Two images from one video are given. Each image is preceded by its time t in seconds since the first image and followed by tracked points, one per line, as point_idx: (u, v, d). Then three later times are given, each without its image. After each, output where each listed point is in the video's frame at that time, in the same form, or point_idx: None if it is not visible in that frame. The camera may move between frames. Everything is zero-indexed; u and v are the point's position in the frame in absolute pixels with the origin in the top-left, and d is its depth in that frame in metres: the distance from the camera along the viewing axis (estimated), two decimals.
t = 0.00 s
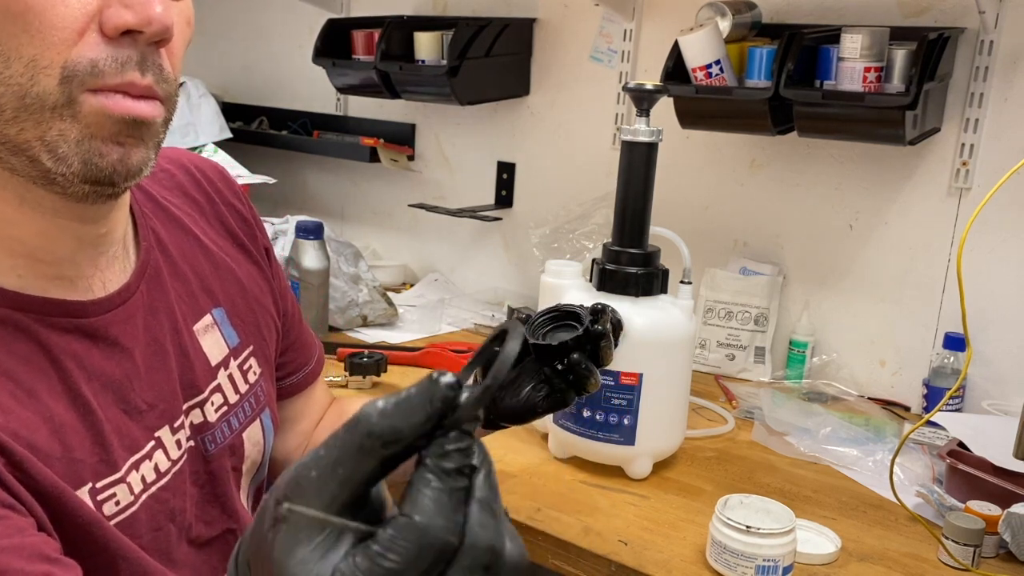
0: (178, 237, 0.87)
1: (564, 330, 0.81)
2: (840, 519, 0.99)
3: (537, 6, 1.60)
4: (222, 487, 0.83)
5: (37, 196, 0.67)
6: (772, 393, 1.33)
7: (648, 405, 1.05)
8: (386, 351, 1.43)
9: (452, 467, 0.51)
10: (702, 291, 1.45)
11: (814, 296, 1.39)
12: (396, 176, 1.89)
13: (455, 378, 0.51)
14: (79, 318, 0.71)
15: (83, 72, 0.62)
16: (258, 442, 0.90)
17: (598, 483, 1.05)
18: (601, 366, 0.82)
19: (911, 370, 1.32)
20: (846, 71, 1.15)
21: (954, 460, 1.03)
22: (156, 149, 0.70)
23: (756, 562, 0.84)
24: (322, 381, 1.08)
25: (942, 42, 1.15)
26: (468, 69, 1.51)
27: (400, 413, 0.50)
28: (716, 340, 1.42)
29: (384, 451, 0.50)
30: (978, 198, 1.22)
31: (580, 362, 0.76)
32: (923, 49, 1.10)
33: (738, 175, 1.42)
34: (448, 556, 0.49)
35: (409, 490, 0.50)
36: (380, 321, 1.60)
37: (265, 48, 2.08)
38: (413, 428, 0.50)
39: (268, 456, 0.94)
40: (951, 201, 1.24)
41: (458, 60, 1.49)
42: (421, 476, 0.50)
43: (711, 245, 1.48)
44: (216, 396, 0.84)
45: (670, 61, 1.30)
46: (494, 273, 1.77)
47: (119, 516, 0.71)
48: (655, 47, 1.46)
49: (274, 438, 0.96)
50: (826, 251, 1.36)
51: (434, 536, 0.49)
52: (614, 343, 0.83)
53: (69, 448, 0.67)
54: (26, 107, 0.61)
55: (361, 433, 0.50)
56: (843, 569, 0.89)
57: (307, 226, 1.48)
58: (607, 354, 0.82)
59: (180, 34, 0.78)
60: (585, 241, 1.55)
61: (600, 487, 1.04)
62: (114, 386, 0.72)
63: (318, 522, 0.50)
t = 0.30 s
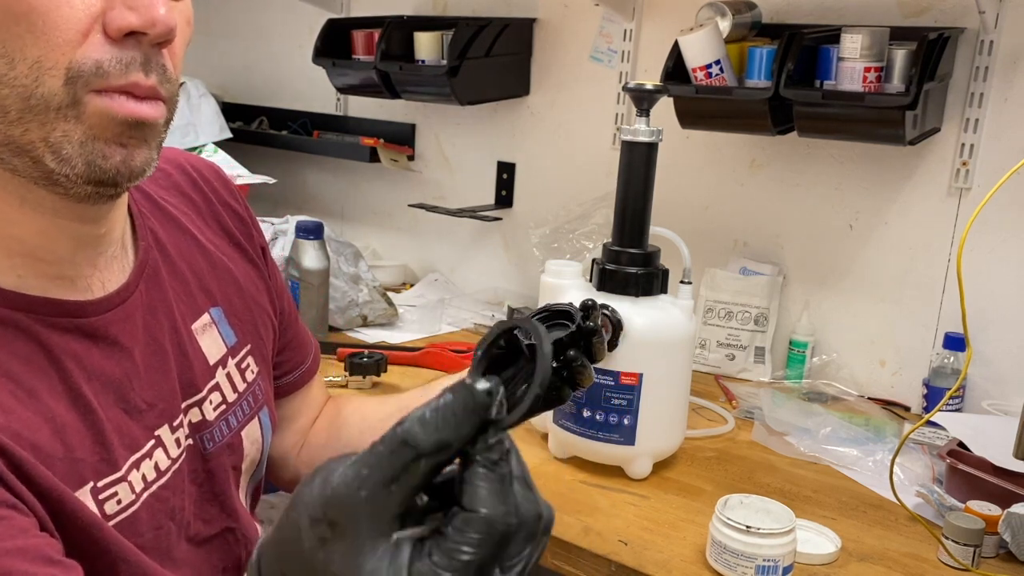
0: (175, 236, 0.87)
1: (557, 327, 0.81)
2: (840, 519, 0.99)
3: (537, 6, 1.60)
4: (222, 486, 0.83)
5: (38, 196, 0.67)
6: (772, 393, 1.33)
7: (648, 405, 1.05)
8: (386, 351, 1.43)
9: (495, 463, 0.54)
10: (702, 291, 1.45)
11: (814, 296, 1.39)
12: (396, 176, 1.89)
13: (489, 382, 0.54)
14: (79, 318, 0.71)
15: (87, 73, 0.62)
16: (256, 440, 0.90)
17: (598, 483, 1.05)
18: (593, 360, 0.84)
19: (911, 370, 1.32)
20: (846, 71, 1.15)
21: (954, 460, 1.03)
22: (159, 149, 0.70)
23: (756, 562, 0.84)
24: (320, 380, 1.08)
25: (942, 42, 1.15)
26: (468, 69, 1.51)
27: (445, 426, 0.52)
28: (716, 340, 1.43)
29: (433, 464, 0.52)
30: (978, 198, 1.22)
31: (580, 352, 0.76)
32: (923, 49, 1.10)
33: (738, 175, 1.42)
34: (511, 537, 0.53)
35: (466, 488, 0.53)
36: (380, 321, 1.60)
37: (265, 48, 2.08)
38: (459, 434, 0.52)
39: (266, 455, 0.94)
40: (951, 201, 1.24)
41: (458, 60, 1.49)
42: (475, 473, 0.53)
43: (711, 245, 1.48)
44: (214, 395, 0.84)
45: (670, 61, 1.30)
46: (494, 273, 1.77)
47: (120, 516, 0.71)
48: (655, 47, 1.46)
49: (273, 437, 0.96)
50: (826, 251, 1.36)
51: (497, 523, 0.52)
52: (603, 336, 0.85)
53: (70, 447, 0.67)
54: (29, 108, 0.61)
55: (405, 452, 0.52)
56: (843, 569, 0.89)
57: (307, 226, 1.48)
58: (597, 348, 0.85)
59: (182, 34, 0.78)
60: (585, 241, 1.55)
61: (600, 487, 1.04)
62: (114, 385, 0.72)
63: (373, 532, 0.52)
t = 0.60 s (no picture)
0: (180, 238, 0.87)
1: (562, 331, 0.81)
2: (840, 519, 0.99)
3: (537, 6, 1.60)
4: (225, 489, 0.83)
5: (41, 201, 0.67)
6: (772, 393, 1.33)
7: (648, 405, 1.05)
8: (386, 351, 1.43)
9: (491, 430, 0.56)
10: (702, 291, 1.45)
11: (814, 296, 1.39)
12: (396, 175, 1.89)
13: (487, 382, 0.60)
14: (83, 323, 0.70)
15: (91, 75, 0.62)
16: (259, 442, 0.90)
17: (598, 483, 1.05)
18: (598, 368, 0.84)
19: (911, 370, 1.32)
20: (846, 71, 1.15)
21: (954, 460, 1.03)
22: (161, 152, 0.70)
23: (756, 562, 0.84)
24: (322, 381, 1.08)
25: (942, 42, 1.15)
26: (468, 69, 1.51)
27: (438, 399, 0.59)
28: (716, 340, 1.43)
29: (421, 432, 0.58)
30: (978, 198, 1.22)
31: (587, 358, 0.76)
32: (923, 49, 1.10)
33: (738, 175, 1.42)
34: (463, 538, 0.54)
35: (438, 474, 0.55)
36: (380, 321, 1.60)
37: (265, 47, 2.08)
38: (447, 414, 0.58)
39: (269, 456, 0.94)
40: (951, 201, 1.24)
41: (458, 60, 1.49)
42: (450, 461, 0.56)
43: (711, 245, 1.48)
44: (218, 398, 0.84)
45: (670, 61, 1.30)
46: (494, 273, 1.77)
47: (124, 520, 0.71)
48: (655, 47, 1.46)
49: (275, 439, 0.97)
50: (826, 251, 1.36)
51: (455, 517, 0.53)
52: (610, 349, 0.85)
53: (74, 453, 0.67)
54: (34, 112, 0.61)
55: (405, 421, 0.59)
56: (843, 569, 0.89)
57: (307, 226, 1.48)
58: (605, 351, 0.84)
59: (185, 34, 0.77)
60: (585, 241, 1.55)
61: (600, 487, 1.04)
62: (118, 389, 0.72)
63: (356, 500, 0.55)
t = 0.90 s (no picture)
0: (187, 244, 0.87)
1: (573, 340, 0.84)
2: (840, 519, 0.99)
3: (536, 6, 1.60)
4: (228, 496, 0.83)
5: (44, 208, 0.67)
6: (772, 393, 1.33)
7: (648, 405, 1.05)
8: (386, 351, 1.43)
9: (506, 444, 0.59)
10: (702, 291, 1.45)
11: (814, 296, 1.39)
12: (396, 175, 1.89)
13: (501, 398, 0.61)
14: (87, 331, 0.70)
15: (95, 84, 0.62)
16: (263, 448, 0.90)
17: (598, 483, 1.05)
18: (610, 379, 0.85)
19: (910, 370, 1.32)
20: (846, 71, 1.15)
21: (954, 460, 1.03)
22: (167, 161, 0.70)
23: (756, 562, 0.84)
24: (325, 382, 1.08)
25: (942, 42, 1.15)
26: (468, 69, 1.51)
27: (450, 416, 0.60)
28: (716, 340, 1.43)
29: (433, 448, 0.60)
30: (978, 198, 1.22)
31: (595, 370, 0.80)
32: (923, 49, 1.10)
33: (738, 175, 1.42)
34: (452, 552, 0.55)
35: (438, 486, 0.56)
36: (380, 321, 1.60)
37: (265, 47, 2.08)
38: (460, 426, 0.59)
39: (273, 462, 0.94)
40: (951, 201, 1.24)
41: (458, 60, 1.49)
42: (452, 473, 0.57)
43: (711, 245, 1.48)
44: (222, 404, 0.84)
45: (670, 61, 1.30)
46: (494, 273, 1.77)
47: (128, 531, 0.71)
48: (655, 47, 1.46)
49: (280, 444, 0.97)
50: (826, 251, 1.36)
51: (445, 531, 0.55)
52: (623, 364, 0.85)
53: (78, 463, 0.67)
54: (37, 121, 0.61)
55: (420, 438, 0.60)
56: (843, 569, 0.89)
57: (307, 226, 1.48)
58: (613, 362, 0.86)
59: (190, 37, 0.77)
60: (585, 241, 1.55)
61: (600, 487, 1.04)
62: (123, 398, 0.73)
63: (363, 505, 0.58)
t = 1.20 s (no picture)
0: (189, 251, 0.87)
1: (580, 348, 0.84)
2: (840, 519, 0.99)
3: (537, 6, 1.60)
4: (229, 504, 0.84)
5: (41, 215, 0.67)
6: (772, 393, 1.33)
7: (648, 405, 1.05)
8: (386, 351, 1.43)
9: (530, 470, 0.59)
10: (702, 291, 1.45)
11: (814, 296, 1.39)
12: (396, 175, 1.89)
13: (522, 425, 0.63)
14: (87, 340, 0.70)
15: (99, 93, 0.62)
16: (265, 455, 0.90)
17: (598, 483, 1.05)
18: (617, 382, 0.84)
19: (911, 370, 1.32)
20: (846, 71, 1.15)
21: (954, 460, 1.03)
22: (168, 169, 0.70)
23: (756, 562, 0.84)
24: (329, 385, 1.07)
25: (942, 42, 1.15)
26: (468, 69, 1.51)
27: (479, 446, 0.62)
28: (716, 340, 1.43)
29: (461, 476, 0.62)
30: (978, 198, 1.22)
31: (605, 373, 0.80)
32: (923, 49, 1.10)
33: (738, 175, 1.42)
34: None
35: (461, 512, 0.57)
36: (380, 321, 1.60)
37: (265, 47, 2.08)
38: (488, 455, 0.62)
39: (275, 468, 0.94)
40: (951, 201, 1.24)
41: (458, 60, 1.49)
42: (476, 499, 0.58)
43: (710, 245, 1.48)
44: (224, 411, 0.84)
45: (670, 61, 1.30)
46: (494, 273, 1.77)
47: (129, 541, 0.71)
48: (655, 47, 1.46)
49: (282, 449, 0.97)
50: (826, 251, 1.36)
51: (466, 555, 0.55)
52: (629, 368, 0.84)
53: (79, 474, 0.67)
54: (39, 130, 0.61)
55: (447, 467, 0.62)
56: (844, 569, 0.89)
57: (307, 226, 1.48)
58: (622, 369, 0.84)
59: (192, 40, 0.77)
60: (585, 241, 1.55)
61: (600, 487, 1.04)
62: (124, 407, 0.73)
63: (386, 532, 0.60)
